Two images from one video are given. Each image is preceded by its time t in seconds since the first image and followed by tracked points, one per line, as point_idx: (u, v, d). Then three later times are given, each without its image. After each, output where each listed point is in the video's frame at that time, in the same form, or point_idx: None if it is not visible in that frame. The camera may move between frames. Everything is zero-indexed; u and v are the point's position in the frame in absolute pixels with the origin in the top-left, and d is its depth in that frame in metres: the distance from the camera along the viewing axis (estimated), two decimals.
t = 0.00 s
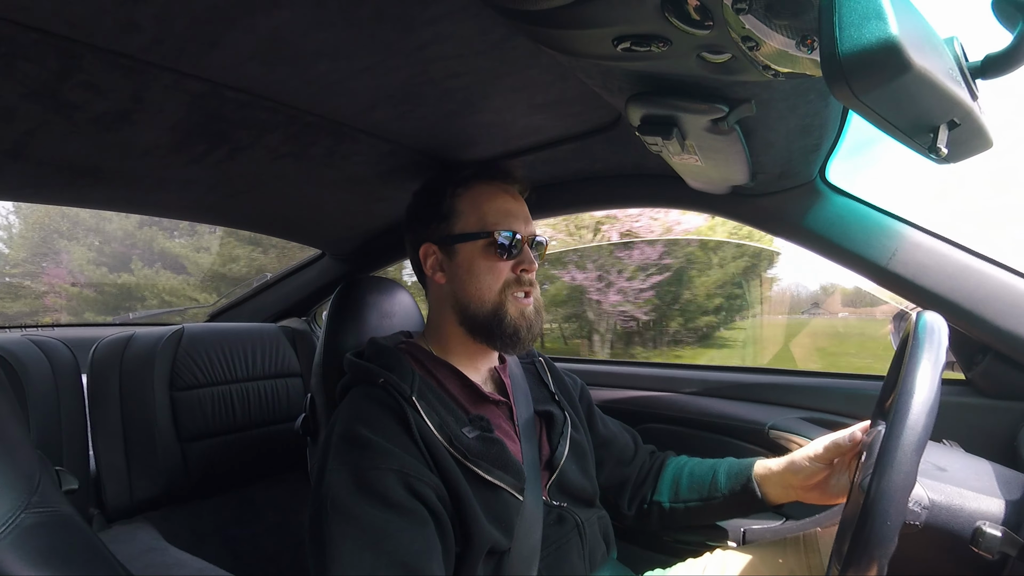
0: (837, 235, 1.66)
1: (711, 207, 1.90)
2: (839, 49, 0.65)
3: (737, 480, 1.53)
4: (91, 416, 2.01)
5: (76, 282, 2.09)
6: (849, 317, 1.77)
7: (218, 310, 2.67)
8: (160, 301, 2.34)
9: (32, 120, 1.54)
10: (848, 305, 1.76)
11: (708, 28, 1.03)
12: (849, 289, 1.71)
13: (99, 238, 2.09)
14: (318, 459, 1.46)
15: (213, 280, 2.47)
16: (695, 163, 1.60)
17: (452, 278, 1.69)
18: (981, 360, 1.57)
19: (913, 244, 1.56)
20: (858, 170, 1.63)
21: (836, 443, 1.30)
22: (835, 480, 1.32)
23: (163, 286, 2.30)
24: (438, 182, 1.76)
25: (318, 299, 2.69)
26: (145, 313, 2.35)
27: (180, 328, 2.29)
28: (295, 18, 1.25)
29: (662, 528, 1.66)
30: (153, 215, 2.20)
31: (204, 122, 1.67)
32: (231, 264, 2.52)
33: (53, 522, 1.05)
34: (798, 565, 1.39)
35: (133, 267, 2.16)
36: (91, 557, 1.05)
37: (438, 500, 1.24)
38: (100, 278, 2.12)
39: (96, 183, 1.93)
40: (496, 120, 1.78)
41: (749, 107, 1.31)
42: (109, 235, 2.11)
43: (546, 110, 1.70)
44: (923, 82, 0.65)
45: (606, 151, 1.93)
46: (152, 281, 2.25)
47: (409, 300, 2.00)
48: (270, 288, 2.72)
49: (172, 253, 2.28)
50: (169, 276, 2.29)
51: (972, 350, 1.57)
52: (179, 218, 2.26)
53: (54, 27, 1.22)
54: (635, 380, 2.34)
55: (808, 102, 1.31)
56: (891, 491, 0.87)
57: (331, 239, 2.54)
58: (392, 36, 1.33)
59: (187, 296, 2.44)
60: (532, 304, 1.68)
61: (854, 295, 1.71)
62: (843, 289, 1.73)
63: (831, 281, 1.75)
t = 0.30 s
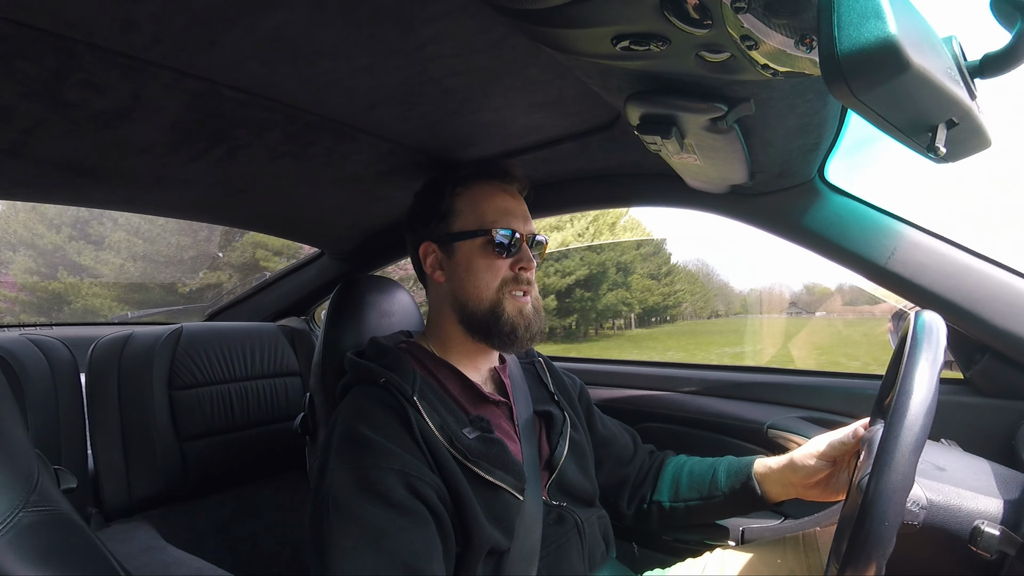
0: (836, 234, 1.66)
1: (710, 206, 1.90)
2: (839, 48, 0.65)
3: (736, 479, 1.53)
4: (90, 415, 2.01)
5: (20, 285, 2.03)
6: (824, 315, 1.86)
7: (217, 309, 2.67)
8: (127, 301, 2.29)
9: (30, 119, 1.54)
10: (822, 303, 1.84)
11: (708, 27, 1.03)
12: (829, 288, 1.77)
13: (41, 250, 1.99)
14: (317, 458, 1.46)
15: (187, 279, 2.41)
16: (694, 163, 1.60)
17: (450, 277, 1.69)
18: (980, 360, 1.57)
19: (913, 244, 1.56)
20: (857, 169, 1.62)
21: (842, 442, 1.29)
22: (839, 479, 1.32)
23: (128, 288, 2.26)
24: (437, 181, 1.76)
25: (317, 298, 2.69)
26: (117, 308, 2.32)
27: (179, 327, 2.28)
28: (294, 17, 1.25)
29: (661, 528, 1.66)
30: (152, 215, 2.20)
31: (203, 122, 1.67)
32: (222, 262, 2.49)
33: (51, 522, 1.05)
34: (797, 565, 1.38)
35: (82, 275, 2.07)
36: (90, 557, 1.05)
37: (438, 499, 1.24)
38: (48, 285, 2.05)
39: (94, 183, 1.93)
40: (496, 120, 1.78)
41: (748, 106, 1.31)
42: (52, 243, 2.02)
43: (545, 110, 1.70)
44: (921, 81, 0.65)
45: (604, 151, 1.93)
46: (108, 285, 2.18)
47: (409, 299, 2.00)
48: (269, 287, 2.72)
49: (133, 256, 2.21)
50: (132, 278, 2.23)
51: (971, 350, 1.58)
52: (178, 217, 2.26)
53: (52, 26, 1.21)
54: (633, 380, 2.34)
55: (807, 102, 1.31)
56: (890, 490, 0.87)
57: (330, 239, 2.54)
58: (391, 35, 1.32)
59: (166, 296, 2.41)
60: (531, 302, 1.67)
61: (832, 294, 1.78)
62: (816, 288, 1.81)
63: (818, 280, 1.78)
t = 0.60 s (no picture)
0: (834, 232, 1.67)
1: (709, 204, 1.91)
2: (839, 45, 0.65)
3: (735, 478, 1.54)
4: (89, 413, 2.00)
5: None
6: (803, 316, 1.90)
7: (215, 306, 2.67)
8: (74, 303, 2.14)
9: (28, 116, 1.53)
10: (801, 304, 1.89)
11: (706, 25, 1.03)
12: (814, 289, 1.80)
13: None
14: (317, 456, 1.46)
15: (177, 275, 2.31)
16: (693, 160, 1.60)
17: (446, 275, 1.70)
18: (978, 357, 1.57)
19: (911, 242, 1.57)
20: (856, 167, 1.63)
21: (836, 440, 1.29)
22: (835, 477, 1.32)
23: (88, 285, 2.10)
24: (433, 179, 1.77)
25: (317, 296, 2.69)
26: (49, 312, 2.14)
27: (178, 324, 2.28)
28: (292, 14, 1.24)
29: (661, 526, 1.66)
30: (150, 212, 2.20)
31: (202, 119, 1.67)
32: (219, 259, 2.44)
33: (50, 519, 1.05)
34: (795, 563, 1.39)
35: (28, 277, 1.92)
36: (89, 557, 1.04)
37: (437, 497, 1.24)
38: None
39: (93, 179, 1.93)
40: (494, 117, 1.78)
41: (746, 105, 1.31)
42: None
43: (544, 107, 1.70)
44: (921, 78, 0.65)
45: (603, 148, 1.93)
46: (60, 284, 2.02)
47: (408, 297, 2.00)
48: (268, 285, 2.71)
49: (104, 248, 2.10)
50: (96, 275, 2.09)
51: (970, 347, 1.57)
52: (177, 214, 2.26)
53: (50, 22, 1.21)
54: (632, 377, 2.35)
55: (806, 99, 1.31)
56: (888, 487, 0.87)
57: (329, 236, 2.54)
58: (390, 32, 1.32)
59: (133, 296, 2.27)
60: (526, 300, 1.67)
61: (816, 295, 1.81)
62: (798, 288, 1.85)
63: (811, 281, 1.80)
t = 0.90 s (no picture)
0: (835, 232, 1.67)
1: (709, 204, 1.91)
2: (839, 46, 0.65)
3: (736, 469, 1.54)
4: (89, 413, 2.00)
5: None
6: (787, 318, 1.91)
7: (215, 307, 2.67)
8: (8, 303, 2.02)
9: (28, 116, 1.53)
10: (787, 306, 1.91)
11: (707, 25, 1.03)
12: (815, 288, 1.78)
13: None
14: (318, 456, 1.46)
15: (124, 274, 2.09)
16: (693, 160, 1.60)
17: (443, 277, 1.70)
18: (979, 357, 1.57)
19: (912, 242, 1.57)
20: (857, 168, 1.63)
21: (831, 442, 1.32)
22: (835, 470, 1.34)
23: (22, 287, 1.99)
24: (430, 181, 1.77)
25: (317, 296, 2.69)
26: None
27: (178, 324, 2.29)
28: (292, 14, 1.24)
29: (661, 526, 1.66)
30: (149, 212, 2.20)
31: (202, 119, 1.67)
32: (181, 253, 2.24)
33: (50, 520, 1.05)
34: (796, 563, 1.40)
35: None
36: (90, 557, 1.04)
37: (439, 497, 1.23)
38: None
39: (93, 179, 1.93)
40: (495, 117, 1.78)
41: (746, 105, 1.31)
42: None
43: (544, 107, 1.70)
44: (921, 78, 0.65)
45: (604, 148, 1.93)
46: None
47: (408, 297, 2.00)
48: (267, 286, 2.70)
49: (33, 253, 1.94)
50: (29, 277, 1.97)
51: (970, 347, 1.57)
52: (177, 214, 2.26)
53: (50, 23, 1.21)
54: (633, 378, 2.34)
55: (806, 100, 1.31)
56: (889, 488, 0.87)
57: (329, 236, 2.54)
58: (390, 32, 1.32)
59: (81, 299, 2.11)
60: (524, 302, 1.67)
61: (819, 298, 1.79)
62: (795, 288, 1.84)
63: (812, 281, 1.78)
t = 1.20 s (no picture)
0: (836, 234, 1.67)
1: (710, 206, 1.91)
2: (840, 48, 0.65)
3: (736, 474, 1.53)
4: (89, 415, 2.00)
5: None
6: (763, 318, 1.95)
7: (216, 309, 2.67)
8: None
9: (30, 118, 1.54)
10: (768, 306, 1.95)
11: (708, 27, 1.03)
12: (817, 288, 1.76)
13: None
14: (318, 458, 1.46)
15: (63, 283, 1.96)
16: (694, 162, 1.60)
17: (448, 278, 1.70)
18: (980, 359, 1.57)
19: (912, 243, 1.57)
20: (858, 170, 1.63)
21: (832, 445, 1.31)
22: (835, 474, 1.33)
23: None
24: (434, 182, 1.78)
25: (318, 298, 2.69)
26: None
27: (179, 326, 2.29)
28: (294, 16, 1.25)
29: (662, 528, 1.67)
30: (151, 214, 2.20)
31: (203, 121, 1.67)
32: (121, 260, 2.05)
33: (51, 521, 1.05)
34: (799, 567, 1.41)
35: None
36: (91, 558, 1.04)
37: (439, 498, 1.23)
38: None
39: (95, 181, 1.93)
40: (496, 119, 1.78)
41: (747, 107, 1.31)
42: None
43: (545, 109, 1.71)
44: (922, 81, 0.65)
45: (605, 150, 1.93)
46: None
47: (409, 299, 2.00)
48: (269, 287, 2.71)
49: None
50: None
51: (971, 350, 1.58)
52: (179, 216, 2.26)
53: (52, 25, 1.21)
54: (634, 379, 2.35)
55: (808, 101, 1.31)
56: (890, 489, 0.87)
57: (330, 238, 2.54)
58: (391, 34, 1.32)
59: (26, 304, 2.03)
60: (530, 305, 1.68)
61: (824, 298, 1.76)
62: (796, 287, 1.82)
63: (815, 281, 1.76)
